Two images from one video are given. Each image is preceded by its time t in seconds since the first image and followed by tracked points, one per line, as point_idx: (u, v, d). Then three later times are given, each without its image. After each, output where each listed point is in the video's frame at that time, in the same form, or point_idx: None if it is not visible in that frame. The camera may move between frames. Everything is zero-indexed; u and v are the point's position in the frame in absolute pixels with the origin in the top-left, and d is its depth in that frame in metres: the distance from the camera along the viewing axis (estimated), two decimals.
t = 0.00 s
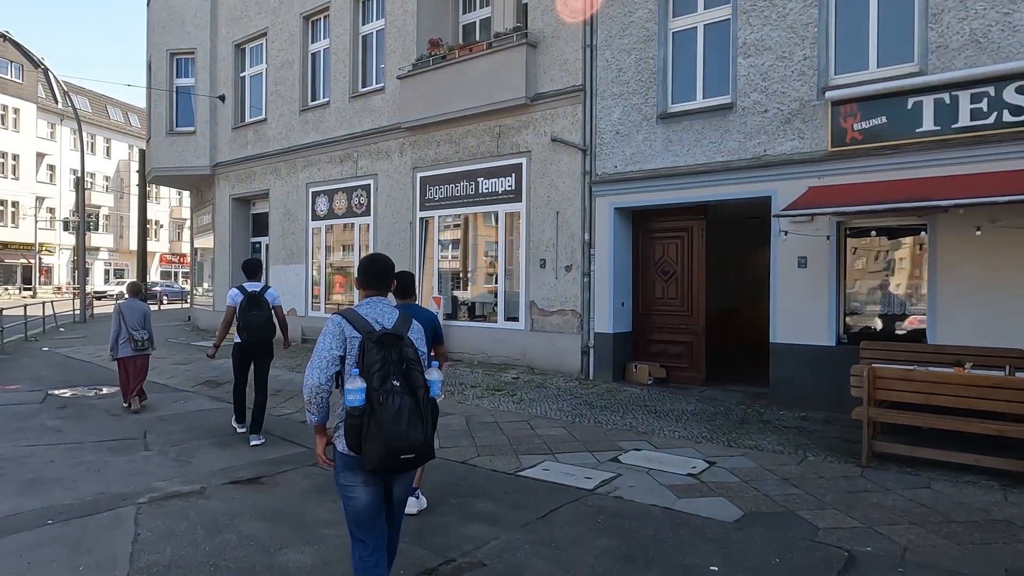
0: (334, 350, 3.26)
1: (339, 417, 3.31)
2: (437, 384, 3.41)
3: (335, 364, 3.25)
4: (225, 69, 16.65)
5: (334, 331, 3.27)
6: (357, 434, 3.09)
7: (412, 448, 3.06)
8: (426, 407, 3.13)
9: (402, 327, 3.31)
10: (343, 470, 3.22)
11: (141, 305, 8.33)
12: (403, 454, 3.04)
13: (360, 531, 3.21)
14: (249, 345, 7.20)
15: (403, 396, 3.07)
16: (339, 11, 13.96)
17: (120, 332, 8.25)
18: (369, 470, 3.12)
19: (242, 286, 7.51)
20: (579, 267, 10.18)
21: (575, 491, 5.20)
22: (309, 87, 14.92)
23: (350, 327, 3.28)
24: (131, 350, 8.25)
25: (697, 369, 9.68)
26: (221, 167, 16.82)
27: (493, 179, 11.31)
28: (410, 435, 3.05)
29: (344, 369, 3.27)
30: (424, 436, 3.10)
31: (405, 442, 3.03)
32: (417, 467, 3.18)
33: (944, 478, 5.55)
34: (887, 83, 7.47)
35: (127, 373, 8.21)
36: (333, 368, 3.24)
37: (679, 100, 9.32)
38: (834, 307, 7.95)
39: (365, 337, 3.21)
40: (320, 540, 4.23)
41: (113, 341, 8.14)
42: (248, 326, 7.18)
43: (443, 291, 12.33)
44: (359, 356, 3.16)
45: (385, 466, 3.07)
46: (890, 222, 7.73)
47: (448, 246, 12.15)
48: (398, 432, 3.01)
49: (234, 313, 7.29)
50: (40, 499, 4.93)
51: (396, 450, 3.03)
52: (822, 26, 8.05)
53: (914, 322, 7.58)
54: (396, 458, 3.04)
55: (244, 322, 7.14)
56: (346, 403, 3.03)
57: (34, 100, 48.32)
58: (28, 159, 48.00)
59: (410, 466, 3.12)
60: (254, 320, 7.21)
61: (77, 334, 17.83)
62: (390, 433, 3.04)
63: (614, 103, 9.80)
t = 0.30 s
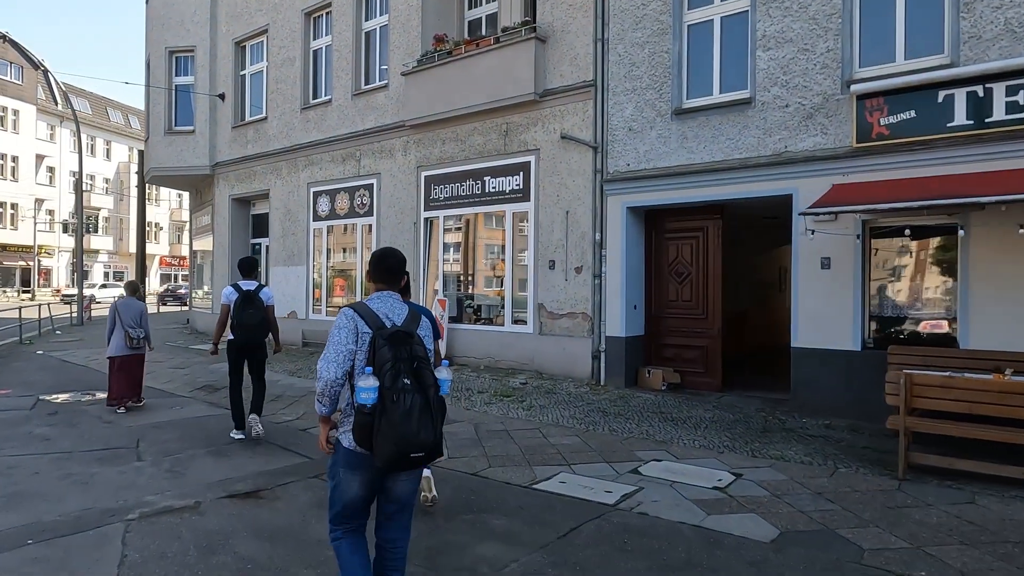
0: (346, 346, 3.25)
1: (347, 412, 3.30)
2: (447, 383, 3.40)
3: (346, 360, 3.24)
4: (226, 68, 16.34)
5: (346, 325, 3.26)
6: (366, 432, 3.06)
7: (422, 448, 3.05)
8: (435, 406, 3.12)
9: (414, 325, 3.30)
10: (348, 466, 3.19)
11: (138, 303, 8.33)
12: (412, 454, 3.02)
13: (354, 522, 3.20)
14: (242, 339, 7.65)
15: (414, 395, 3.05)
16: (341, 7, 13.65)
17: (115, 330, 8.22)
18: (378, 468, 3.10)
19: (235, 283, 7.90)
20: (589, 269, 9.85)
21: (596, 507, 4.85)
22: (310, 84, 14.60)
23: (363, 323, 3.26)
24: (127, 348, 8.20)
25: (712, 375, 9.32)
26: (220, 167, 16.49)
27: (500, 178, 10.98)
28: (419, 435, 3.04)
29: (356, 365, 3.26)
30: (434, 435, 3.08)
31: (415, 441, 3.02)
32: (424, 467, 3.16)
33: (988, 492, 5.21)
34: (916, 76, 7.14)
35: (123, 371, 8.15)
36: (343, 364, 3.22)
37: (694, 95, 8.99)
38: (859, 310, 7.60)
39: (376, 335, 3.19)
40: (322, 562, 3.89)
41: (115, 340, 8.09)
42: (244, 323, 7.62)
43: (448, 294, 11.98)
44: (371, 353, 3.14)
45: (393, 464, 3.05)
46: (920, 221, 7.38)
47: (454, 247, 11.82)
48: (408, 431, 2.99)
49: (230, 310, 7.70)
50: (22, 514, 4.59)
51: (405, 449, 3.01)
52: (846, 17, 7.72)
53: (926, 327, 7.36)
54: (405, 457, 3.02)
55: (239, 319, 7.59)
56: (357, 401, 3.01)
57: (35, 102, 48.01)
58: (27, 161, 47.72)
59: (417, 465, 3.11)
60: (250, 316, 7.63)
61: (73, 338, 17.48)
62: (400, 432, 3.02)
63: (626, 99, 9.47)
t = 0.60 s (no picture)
0: (326, 361, 3.12)
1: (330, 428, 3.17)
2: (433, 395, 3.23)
3: (326, 377, 3.11)
4: (226, 68, 16.05)
5: (326, 341, 3.13)
6: (349, 448, 2.93)
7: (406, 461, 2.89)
8: (420, 418, 2.97)
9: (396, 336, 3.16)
10: (336, 482, 3.13)
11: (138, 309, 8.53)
12: (396, 468, 2.87)
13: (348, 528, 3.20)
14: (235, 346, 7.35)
15: (397, 407, 2.91)
16: (343, 6, 13.35)
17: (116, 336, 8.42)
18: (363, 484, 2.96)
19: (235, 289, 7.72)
20: (598, 274, 9.52)
21: (612, 533, 4.50)
22: (311, 85, 14.30)
23: (343, 338, 3.14)
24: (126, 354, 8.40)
25: (726, 385, 8.97)
26: (219, 169, 16.20)
27: (506, 181, 10.65)
28: (403, 448, 2.88)
29: (338, 381, 3.14)
30: (418, 448, 2.92)
31: (398, 455, 2.87)
32: (413, 481, 3.00)
33: None
34: (944, 73, 6.81)
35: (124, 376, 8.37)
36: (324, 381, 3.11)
37: (708, 94, 8.66)
38: (883, 319, 7.26)
39: (356, 348, 3.07)
40: None
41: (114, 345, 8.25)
42: (234, 328, 7.32)
43: (452, 299, 11.65)
44: (351, 367, 3.01)
45: (378, 480, 2.91)
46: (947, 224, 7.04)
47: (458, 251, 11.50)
48: (391, 444, 2.85)
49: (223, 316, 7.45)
50: None
51: (389, 463, 2.86)
52: (868, 12, 7.39)
53: (940, 334, 7.07)
54: (389, 472, 2.87)
55: (230, 324, 7.30)
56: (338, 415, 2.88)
57: (36, 105, 47.82)
58: (29, 164, 47.54)
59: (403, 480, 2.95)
60: (239, 321, 7.32)
61: (69, 343, 17.17)
62: (381, 446, 2.87)
63: (637, 98, 9.15)
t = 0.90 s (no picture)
0: (298, 358, 3.21)
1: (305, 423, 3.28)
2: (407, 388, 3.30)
3: (299, 374, 3.19)
4: (224, 65, 15.72)
5: (298, 339, 3.21)
6: (318, 446, 3.05)
7: (373, 460, 3.02)
8: (388, 416, 3.08)
9: (368, 331, 3.23)
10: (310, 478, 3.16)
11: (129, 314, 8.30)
12: (364, 466, 3.00)
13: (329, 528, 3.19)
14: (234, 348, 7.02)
15: (365, 406, 3.01)
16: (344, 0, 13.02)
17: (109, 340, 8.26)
18: (333, 481, 3.09)
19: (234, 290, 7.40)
20: (607, 275, 9.16)
21: (633, 557, 4.14)
22: (311, 82, 13.96)
23: (314, 334, 3.20)
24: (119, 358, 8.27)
25: (740, 392, 8.59)
26: (218, 168, 15.86)
27: (511, 179, 10.30)
28: (371, 446, 3.00)
29: (309, 378, 3.21)
30: (386, 446, 3.05)
31: (364, 451, 2.98)
32: (384, 477, 3.13)
33: None
34: (976, 63, 6.44)
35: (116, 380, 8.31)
36: (296, 379, 3.19)
37: (723, 88, 8.30)
38: (909, 322, 6.88)
39: (328, 345, 3.14)
40: None
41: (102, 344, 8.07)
42: (233, 330, 6.98)
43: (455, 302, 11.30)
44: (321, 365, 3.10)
45: (347, 477, 3.04)
46: (976, 223, 6.73)
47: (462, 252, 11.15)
48: (357, 441, 2.95)
49: (221, 317, 7.11)
50: None
51: (356, 462, 2.98)
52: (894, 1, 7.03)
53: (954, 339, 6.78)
54: (356, 470, 3.00)
55: (228, 326, 6.97)
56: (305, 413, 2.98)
57: (37, 106, 47.58)
58: (29, 165, 47.28)
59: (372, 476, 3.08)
60: (238, 322, 6.98)
61: (64, 345, 16.81)
62: (349, 443, 2.99)
63: (648, 93, 8.79)
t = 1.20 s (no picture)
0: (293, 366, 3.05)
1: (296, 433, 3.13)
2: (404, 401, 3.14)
3: (294, 385, 3.03)
4: (223, 64, 15.41)
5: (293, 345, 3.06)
6: (307, 456, 2.89)
7: (364, 472, 2.85)
8: (381, 428, 2.92)
9: (367, 341, 3.07)
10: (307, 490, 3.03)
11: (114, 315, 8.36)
12: (352, 478, 2.84)
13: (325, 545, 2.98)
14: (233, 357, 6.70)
15: (357, 417, 2.86)
16: None
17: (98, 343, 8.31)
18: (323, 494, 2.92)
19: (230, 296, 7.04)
20: (618, 279, 8.83)
21: None
22: (311, 80, 13.64)
23: (311, 344, 3.03)
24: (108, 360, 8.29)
25: (757, 400, 8.27)
26: (215, 168, 15.54)
27: (518, 179, 9.98)
28: (362, 458, 2.84)
29: (304, 389, 3.04)
30: (378, 458, 2.88)
31: (355, 465, 2.82)
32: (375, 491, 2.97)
33: None
34: (1011, 55, 6.12)
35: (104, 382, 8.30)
36: (292, 390, 3.02)
37: (740, 84, 7.99)
38: (939, 329, 6.56)
39: (323, 354, 2.98)
40: None
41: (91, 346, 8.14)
42: (231, 338, 6.65)
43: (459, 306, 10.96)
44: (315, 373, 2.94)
45: (335, 490, 2.88)
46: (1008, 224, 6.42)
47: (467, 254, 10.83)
48: (348, 454, 2.79)
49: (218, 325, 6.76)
50: None
51: (345, 474, 2.82)
52: None
53: (968, 344, 6.52)
54: (345, 482, 2.84)
55: (226, 335, 6.62)
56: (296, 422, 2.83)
57: (35, 107, 47.23)
58: (28, 167, 46.97)
59: (362, 489, 2.92)
60: (236, 331, 6.62)
61: (59, 349, 16.47)
62: (340, 456, 2.83)
63: (661, 89, 8.47)
